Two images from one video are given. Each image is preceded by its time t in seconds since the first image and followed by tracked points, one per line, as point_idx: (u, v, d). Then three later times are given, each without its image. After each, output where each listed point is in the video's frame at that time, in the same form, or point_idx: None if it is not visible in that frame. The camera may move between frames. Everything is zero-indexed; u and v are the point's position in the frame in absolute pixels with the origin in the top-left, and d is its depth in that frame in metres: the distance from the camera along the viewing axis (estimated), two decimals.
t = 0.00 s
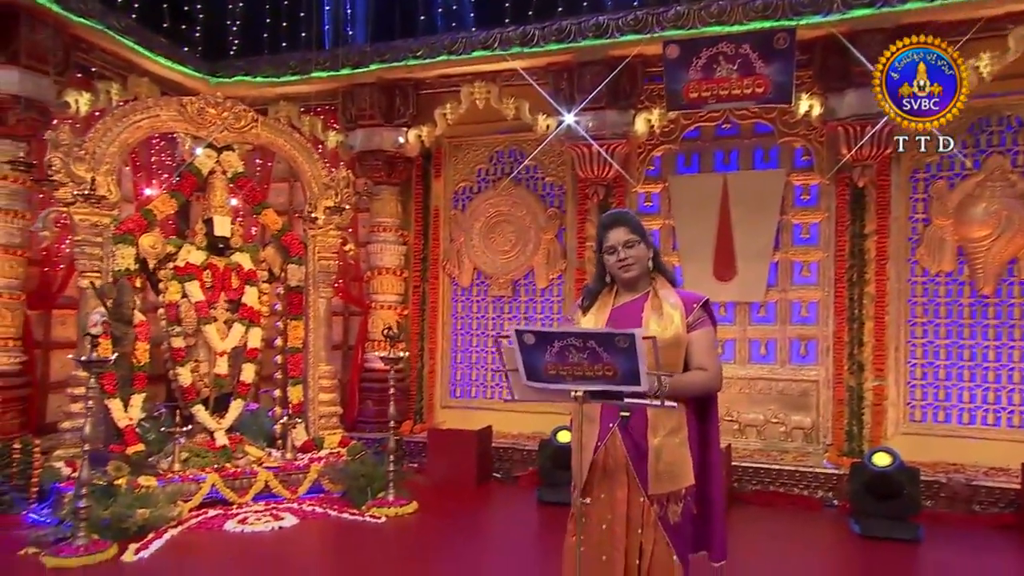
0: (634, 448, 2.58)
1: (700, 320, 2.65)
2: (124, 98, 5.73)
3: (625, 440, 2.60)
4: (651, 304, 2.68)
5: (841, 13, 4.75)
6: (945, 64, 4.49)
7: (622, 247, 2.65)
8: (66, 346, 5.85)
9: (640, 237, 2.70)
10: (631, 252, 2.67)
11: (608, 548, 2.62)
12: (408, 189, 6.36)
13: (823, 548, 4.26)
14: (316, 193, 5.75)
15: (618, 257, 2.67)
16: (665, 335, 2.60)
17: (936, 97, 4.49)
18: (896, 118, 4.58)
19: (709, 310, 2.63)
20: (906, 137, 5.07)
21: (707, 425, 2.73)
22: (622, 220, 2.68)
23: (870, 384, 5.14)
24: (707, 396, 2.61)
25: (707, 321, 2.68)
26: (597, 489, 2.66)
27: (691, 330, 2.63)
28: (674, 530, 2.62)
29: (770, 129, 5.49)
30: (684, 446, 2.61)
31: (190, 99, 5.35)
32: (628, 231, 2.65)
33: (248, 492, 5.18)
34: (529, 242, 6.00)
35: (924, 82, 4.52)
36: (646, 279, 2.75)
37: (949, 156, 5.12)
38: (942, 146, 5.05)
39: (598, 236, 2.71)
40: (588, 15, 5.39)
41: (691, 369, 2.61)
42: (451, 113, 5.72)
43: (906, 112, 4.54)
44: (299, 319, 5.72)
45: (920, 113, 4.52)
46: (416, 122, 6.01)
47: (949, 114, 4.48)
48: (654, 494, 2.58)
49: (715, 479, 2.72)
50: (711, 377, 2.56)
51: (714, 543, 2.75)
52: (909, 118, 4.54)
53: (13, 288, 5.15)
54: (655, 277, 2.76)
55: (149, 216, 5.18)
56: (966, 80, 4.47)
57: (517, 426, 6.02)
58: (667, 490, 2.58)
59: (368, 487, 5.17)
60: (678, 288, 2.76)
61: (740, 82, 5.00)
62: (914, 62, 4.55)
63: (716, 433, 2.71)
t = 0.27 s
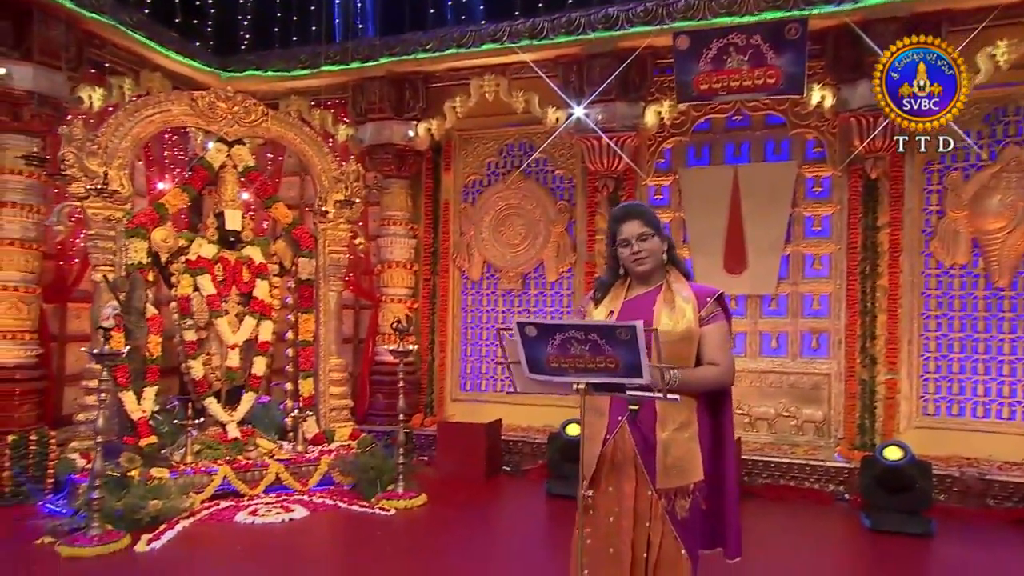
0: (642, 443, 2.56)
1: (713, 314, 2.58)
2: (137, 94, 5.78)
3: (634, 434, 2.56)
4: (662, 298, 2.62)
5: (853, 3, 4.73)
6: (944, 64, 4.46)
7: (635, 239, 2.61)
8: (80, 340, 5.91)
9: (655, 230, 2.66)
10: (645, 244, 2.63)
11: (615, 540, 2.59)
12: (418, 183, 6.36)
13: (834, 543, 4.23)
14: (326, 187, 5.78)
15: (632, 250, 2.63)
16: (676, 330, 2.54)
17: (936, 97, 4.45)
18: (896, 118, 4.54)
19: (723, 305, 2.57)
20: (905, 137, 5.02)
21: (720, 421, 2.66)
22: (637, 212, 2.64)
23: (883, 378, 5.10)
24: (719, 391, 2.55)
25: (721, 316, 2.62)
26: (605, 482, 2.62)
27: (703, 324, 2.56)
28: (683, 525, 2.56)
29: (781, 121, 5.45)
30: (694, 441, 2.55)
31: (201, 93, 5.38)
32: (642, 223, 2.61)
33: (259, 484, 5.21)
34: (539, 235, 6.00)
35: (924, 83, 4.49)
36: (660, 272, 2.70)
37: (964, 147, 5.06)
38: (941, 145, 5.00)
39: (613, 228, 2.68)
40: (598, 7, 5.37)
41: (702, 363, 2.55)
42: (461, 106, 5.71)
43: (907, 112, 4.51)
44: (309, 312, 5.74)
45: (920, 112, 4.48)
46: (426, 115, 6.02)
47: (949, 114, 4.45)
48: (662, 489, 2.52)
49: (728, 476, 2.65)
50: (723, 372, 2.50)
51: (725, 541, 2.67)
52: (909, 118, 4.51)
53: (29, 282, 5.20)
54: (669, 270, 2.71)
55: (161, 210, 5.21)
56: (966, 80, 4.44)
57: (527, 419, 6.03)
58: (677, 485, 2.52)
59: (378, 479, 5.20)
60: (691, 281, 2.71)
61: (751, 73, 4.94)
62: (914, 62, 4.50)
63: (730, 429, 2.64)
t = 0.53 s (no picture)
0: (650, 437, 2.48)
1: (725, 310, 2.45)
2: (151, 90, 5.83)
3: (642, 429, 2.48)
4: (674, 292, 2.48)
5: None
6: (945, 64, 4.39)
7: (648, 233, 2.47)
8: (96, 334, 5.97)
9: (671, 223, 2.52)
10: (659, 238, 2.49)
11: (621, 535, 2.53)
12: (429, 178, 6.37)
13: (846, 540, 4.17)
14: (337, 182, 5.80)
15: (644, 244, 2.49)
16: (686, 326, 2.42)
17: (936, 97, 4.38)
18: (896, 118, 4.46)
19: (736, 301, 2.43)
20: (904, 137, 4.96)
21: (733, 419, 2.53)
22: (652, 204, 2.49)
23: (896, 373, 5.05)
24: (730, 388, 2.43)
25: (735, 313, 2.48)
26: (613, 477, 2.55)
27: (715, 321, 2.43)
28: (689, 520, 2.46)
29: (793, 113, 5.40)
30: (704, 438, 2.43)
31: (212, 90, 5.40)
32: (657, 215, 2.47)
33: (271, 477, 5.27)
34: (549, 230, 5.99)
35: (924, 82, 4.42)
36: (674, 266, 2.57)
37: (980, 139, 4.99)
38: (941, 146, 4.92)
39: (626, 220, 2.54)
40: None
41: (712, 361, 2.43)
42: (471, 101, 5.70)
43: (907, 112, 4.43)
44: (320, 307, 5.78)
45: (921, 112, 4.40)
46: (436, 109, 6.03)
47: (950, 114, 4.37)
48: (669, 485, 2.44)
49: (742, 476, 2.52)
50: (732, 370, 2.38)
51: (739, 542, 2.52)
52: (910, 118, 4.43)
53: (45, 277, 5.26)
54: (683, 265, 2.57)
55: (174, 206, 5.25)
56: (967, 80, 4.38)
57: (537, 414, 6.02)
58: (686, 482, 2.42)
59: (388, 472, 5.23)
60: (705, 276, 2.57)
61: (762, 66, 4.90)
62: (914, 62, 4.44)
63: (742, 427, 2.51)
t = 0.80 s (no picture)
0: (658, 434, 2.42)
1: (735, 309, 2.39)
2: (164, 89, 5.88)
3: (649, 425, 2.43)
4: (683, 290, 2.42)
5: None
6: (945, 63, 4.32)
7: (661, 229, 2.41)
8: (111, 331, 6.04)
9: (685, 220, 2.45)
10: (671, 236, 2.42)
11: (626, 531, 2.48)
12: (440, 175, 6.38)
13: (858, 539, 4.12)
14: (348, 179, 5.82)
15: (656, 240, 2.43)
16: (694, 324, 2.36)
17: (936, 97, 4.33)
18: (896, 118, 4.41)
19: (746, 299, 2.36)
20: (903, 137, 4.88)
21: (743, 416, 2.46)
22: (666, 200, 2.43)
23: (909, 370, 5.00)
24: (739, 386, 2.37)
25: (744, 312, 2.42)
26: (619, 474, 2.50)
27: (724, 319, 2.37)
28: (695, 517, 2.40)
29: (805, 107, 5.35)
30: (711, 435, 2.37)
31: (224, 88, 5.42)
32: (670, 214, 2.40)
33: (282, 472, 5.30)
34: (560, 226, 5.98)
35: (924, 82, 4.35)
36: (685, 263, 2.50)
37: (996, 132, 4.92)
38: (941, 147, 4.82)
39: (639, 215, 2.48)
40: None
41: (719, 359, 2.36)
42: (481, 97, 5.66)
43: (907, 112, 4.38)
44: (331, 304, 5.81)
45: (921, 112, 4.36)
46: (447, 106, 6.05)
47: (950, 114, 4.32)
48: (676, 481, 2.38)
49: (750, 476, 2.44)
50: (740, 369, 2.32)
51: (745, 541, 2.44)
52: (910, 118, 4.38)
53: (62, 274, 5.31)
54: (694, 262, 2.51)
55: (187, 204, 5.29)
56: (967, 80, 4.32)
57: (548, 411, 6.02)
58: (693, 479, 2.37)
59: (398, 468, 5.26)
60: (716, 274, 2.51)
61: (774, 60, 4.84)
62: (914, 62, 4.36)
63: (751, 427, 2.43)
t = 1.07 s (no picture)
0: (661, 431, 2.33)
1: (740, 307, 2.31)
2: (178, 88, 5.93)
3: (652, 422, 2.34)
4: (687, 287, 2.33)
5: None
6: (945, 63, 4.31)
7: (673, 227, 2.32)
8: (126, 328, 6.10)
9: (699, 219, 2.36)
10: (683, 235, 2.34)
11: (631, 528, 2.40)
12: (450, 172, 6.39)
13: (870, 538, 4.07)
14: (359, 177, 5.85)
15: (667, 237, 2.34)
16: (697, 321, 2.28)
17: (936, 97, 4.32)
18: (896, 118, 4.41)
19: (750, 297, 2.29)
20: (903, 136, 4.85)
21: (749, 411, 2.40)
22: (681, 197, 2.34)
23: (923, 368, 4.94)
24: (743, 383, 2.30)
25: (749, 311, 2.35)
26: (622, 470, 2.42)
27: (729, 316, 2.30)
28: (699, 515, 2.33)
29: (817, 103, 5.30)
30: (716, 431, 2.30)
31: (236, 87, 5.45)
32: (685, 211, 2.31)
33: (293, 468, 5.35)
34: (570, 223, 5.98)
35: (924, 82, 4.35)
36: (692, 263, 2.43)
37: (1012, 127, 4.85)
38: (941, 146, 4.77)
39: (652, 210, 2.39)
40: None
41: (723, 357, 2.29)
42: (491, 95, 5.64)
43: (907, 112, 4.38)
44: (342, 301, 5.83)
45: (921, 112, 4.36)
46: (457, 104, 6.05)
47: (949, 115, 4.32)
48: (680, 478, 2.30)
49: (755, 473, 2.37)
50: (743, 366, 2.25)
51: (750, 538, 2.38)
52: (910, 118, 4.38)
53: (77, 272, 5.36)
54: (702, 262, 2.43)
55: (199, 202, 5.32)
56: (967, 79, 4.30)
57: (558, 409, 6.02)
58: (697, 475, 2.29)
59: (408, 464, 5.27)
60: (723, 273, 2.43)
61: (786, 55, 4.80)
62: (914, 62, 4.35)
63: (756, 422, 2.36)
